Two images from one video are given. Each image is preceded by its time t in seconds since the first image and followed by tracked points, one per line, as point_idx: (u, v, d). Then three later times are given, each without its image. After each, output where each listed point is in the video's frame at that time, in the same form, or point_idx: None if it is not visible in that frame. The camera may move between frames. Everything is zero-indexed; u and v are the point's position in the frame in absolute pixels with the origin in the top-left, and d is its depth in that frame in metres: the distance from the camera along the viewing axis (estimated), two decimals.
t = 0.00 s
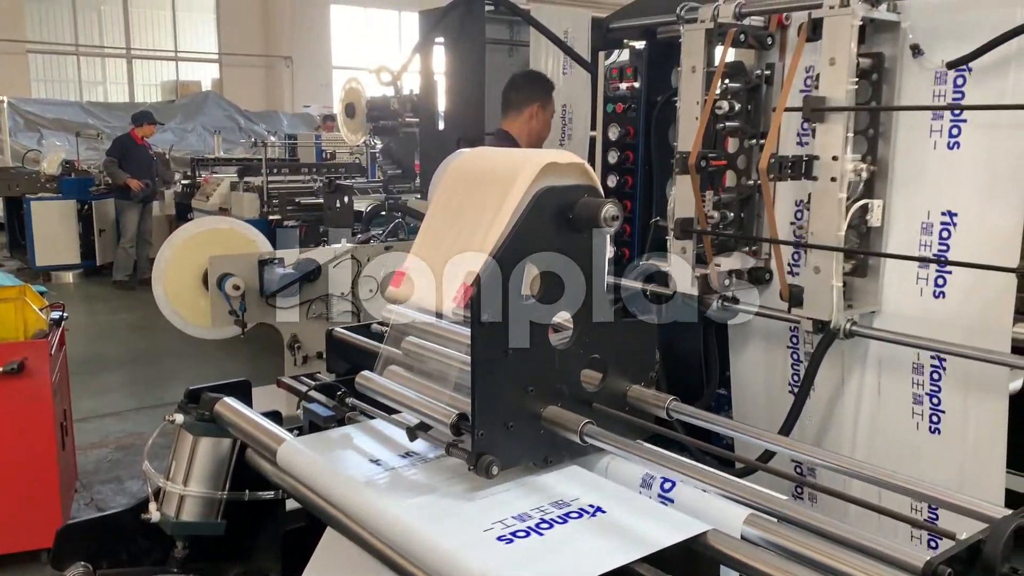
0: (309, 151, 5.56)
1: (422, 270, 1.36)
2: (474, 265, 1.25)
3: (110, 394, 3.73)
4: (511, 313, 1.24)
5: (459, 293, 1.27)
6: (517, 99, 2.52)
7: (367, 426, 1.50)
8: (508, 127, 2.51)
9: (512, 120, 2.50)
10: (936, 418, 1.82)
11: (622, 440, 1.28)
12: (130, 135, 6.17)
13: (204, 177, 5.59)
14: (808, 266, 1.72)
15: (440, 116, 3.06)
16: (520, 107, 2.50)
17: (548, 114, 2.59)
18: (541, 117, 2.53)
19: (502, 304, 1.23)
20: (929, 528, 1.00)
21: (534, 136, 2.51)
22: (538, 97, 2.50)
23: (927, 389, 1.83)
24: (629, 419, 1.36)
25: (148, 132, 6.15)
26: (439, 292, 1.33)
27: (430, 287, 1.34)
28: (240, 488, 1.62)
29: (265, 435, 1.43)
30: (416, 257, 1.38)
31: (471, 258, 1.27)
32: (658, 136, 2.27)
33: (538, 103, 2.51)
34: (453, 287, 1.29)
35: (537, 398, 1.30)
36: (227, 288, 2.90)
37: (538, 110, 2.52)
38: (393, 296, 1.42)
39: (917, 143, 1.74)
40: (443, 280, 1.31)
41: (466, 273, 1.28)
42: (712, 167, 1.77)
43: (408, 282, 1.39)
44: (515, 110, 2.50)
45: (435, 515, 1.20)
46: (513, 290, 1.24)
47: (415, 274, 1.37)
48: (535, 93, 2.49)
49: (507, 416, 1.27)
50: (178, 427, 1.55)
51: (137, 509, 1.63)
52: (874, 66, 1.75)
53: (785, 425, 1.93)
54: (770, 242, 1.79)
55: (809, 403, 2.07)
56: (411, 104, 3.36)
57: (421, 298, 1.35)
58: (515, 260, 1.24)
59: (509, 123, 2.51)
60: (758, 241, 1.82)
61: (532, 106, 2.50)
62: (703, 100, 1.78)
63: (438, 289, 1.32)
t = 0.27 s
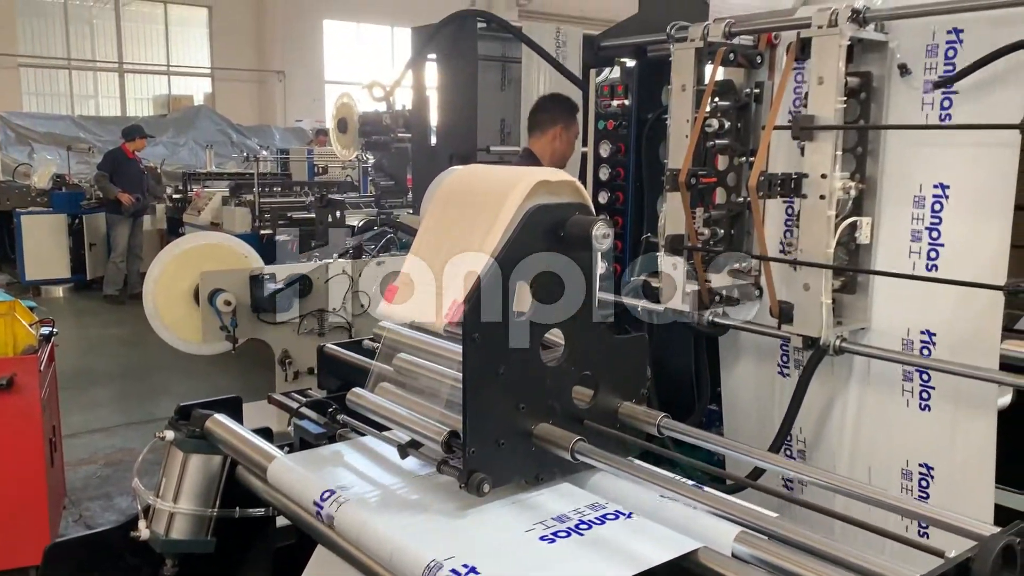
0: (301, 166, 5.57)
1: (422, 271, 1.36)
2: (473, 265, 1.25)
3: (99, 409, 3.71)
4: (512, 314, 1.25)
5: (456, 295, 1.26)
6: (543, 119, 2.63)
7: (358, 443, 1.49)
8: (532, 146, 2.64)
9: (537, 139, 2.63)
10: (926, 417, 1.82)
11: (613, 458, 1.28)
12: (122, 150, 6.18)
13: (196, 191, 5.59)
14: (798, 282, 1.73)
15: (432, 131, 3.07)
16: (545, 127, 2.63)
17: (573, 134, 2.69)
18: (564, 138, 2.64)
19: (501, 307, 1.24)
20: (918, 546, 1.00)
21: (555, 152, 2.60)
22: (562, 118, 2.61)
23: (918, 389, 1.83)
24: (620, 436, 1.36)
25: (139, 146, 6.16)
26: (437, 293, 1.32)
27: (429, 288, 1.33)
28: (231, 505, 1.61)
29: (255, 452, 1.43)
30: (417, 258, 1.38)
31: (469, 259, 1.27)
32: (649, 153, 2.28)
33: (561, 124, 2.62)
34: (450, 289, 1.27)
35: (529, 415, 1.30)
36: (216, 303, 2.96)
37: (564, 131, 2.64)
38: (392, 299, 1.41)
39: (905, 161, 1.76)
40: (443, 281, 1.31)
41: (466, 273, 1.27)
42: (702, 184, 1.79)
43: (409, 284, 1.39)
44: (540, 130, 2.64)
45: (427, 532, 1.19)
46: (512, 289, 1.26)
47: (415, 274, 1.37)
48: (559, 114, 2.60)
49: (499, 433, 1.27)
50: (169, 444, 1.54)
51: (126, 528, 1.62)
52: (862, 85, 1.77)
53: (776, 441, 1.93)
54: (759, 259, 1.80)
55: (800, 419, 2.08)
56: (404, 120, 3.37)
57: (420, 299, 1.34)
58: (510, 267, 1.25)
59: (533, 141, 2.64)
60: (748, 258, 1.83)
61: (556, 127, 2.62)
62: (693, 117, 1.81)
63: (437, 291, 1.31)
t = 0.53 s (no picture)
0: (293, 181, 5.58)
1: (422, 270, 1.37)
2: (473, 266, 1.27)
3: (89, 425, 3.68)
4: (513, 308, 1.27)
5: (455, 295, 1.26)
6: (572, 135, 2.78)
7: (350, 460, 1.49)
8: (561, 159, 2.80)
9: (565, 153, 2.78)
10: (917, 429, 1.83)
11: (605, 475, 1.28)
12: (110, 164, 6.22)
13: (187, 206, 5.58)
14: (788, 299, 1.75)
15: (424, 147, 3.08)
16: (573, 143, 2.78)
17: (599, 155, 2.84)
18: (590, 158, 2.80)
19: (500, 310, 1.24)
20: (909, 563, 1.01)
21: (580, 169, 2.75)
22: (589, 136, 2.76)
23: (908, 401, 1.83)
24: (613, 454, 1.37)
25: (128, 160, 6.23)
26: (437, 293, 1.32)
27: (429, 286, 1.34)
28: (222, 522, 1.60)
29: (247, 469, 1.43)
30: (416, 257, 1.39)
31: (468, 259, 1.29)
32: (641, 170, 2.30)
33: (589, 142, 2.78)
34: (450, 290, 1.28)
35: (521, 432, 1.30)
36: (210, 319, 2.94)
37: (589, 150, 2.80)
38: (393, 298, 1.41)
39: (894, 179, 1.77)
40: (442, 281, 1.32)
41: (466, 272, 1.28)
42: (693, 201, 1.78)
43: (408, 282, 1.39)
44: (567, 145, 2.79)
45: (420, 550, 1.19)
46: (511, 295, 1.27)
47: (415, 274, 1.38)
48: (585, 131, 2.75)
49: (490, 451, 1.27)
50: (160, 461, 1.54)
51: (116, 547, 1.61)
52: (851, 104, 1.79)
53: (768, 456, 1.94)
54: (749, 275, 1.81)
55: (792, 435, 2.09)
56: (397, 135, 3.38)
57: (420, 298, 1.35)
58: (510, 271, 1.26)
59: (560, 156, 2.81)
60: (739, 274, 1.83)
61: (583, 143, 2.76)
62: (683, 135, 1.81)
63: (437, 289, 1.32)
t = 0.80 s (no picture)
0: (287, 195, 5.58)
1: (422, 270, 1.37)
2: (473, 266, 1.28)
3: (81, 440, 3.66)
4: (513, 309, 1.28)
5: (456, 294, 1.27)
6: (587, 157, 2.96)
7: (342, 477, 1.49)
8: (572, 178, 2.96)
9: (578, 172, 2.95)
10: (907, 456, 1.84)
11: (597, 492, 1.28)
12: (93, 179, 6.22)
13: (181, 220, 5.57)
14: (780, 315, 1.76)
15: (418, 162, 3.08)
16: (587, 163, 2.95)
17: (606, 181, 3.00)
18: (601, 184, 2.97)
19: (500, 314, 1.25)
20: None
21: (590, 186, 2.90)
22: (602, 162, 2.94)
23: (899, 430, 1.85)
24: (606, 471, 1.37)
25: (110, 173, 6.23)
26: (437, 293, 1.33)
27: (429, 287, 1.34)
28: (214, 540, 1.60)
29: (238, 486, 1.42)
30: (417, 257, 1.40)
31: (468, 259, 1.30)
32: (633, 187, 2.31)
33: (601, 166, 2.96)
34: (451, 289, 1.29)
35: (513, 449, 1.30)
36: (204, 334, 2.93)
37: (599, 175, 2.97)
38: (392, 300, 1.41)
39: (884, 196, 1.79)
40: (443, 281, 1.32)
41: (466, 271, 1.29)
42: (685, 218, 1.80)
43: (408, 283, 1.39)
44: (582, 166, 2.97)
45: (411, 568, 1.18)
46: (513, 295, 1.27)
47: (415, 274, 1.38)
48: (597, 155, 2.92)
49: (482, 469, 1.27)
50: (151, 478, 1.54)
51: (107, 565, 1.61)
52: (841, 121, 1.80)
53: (760, 472, 1.94)
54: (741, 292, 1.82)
55: (784, 451, 2.09)
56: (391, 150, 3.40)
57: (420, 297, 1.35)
58: (509, 273, 1.27)
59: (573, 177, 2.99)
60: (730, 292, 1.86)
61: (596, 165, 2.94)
62: (676, 152, 1.82)
63: (437, 290, 1.32)
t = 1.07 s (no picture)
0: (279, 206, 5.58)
1: (421, 269, 1.37)
2: (473, 266, 1.28)
3: (70, 452, 3.65)
4: (511, 313, 1.28)
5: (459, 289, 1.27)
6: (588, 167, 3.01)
7: (333, 491, 1.48)
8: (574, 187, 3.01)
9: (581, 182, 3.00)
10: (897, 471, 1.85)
11: (589, 506, 1.28)
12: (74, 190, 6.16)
13: (173, 231, 5.56)
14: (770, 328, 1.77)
15: (411, 173, 3.09)
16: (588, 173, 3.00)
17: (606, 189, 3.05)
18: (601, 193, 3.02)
19: (496, 318, 1.26)
20: None
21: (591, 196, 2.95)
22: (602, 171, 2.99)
23: (889, 444, 1.86)
24: (597, 485, 1.37)
25: (88, 184, 6.16)
26: (437, 292, 1.32)
27: (429, 285, 1.33)
28: (204, 554, 1.59)
29: (229, 500, 1.42)
30: (416, 257, 1.40)
31: (468, 259, 1.30)
32: (624, 199, 2.33)
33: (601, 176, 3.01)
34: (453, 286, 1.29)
35: (504, 463, 1.30)
36: (193, 346, 2.92)
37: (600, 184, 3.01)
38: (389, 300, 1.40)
39: (873, 210, 1.80)
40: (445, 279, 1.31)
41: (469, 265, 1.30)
42: (676, 231, 1.81)
43: (407, 284, 1.38)
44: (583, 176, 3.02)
45: None
46: (513, 294, 1.28)
47: (415, 274, 1.37)
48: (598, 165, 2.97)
49: (473, 483, 1.27)
50: (142, 491, 1.53)
51: None
52: (831, 135, 1.81)
53: (751, 484, 1.95)
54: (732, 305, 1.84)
55: (775, 463, 2.10)
56: (384, 161, 3.40)
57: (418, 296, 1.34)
58: (509, 277, 1.27)
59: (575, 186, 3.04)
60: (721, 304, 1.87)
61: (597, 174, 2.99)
62: (666, 165, 1.83)
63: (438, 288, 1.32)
